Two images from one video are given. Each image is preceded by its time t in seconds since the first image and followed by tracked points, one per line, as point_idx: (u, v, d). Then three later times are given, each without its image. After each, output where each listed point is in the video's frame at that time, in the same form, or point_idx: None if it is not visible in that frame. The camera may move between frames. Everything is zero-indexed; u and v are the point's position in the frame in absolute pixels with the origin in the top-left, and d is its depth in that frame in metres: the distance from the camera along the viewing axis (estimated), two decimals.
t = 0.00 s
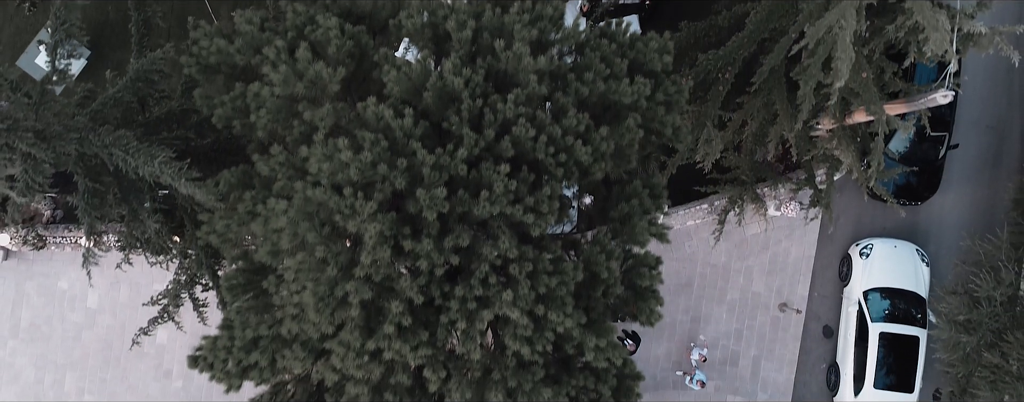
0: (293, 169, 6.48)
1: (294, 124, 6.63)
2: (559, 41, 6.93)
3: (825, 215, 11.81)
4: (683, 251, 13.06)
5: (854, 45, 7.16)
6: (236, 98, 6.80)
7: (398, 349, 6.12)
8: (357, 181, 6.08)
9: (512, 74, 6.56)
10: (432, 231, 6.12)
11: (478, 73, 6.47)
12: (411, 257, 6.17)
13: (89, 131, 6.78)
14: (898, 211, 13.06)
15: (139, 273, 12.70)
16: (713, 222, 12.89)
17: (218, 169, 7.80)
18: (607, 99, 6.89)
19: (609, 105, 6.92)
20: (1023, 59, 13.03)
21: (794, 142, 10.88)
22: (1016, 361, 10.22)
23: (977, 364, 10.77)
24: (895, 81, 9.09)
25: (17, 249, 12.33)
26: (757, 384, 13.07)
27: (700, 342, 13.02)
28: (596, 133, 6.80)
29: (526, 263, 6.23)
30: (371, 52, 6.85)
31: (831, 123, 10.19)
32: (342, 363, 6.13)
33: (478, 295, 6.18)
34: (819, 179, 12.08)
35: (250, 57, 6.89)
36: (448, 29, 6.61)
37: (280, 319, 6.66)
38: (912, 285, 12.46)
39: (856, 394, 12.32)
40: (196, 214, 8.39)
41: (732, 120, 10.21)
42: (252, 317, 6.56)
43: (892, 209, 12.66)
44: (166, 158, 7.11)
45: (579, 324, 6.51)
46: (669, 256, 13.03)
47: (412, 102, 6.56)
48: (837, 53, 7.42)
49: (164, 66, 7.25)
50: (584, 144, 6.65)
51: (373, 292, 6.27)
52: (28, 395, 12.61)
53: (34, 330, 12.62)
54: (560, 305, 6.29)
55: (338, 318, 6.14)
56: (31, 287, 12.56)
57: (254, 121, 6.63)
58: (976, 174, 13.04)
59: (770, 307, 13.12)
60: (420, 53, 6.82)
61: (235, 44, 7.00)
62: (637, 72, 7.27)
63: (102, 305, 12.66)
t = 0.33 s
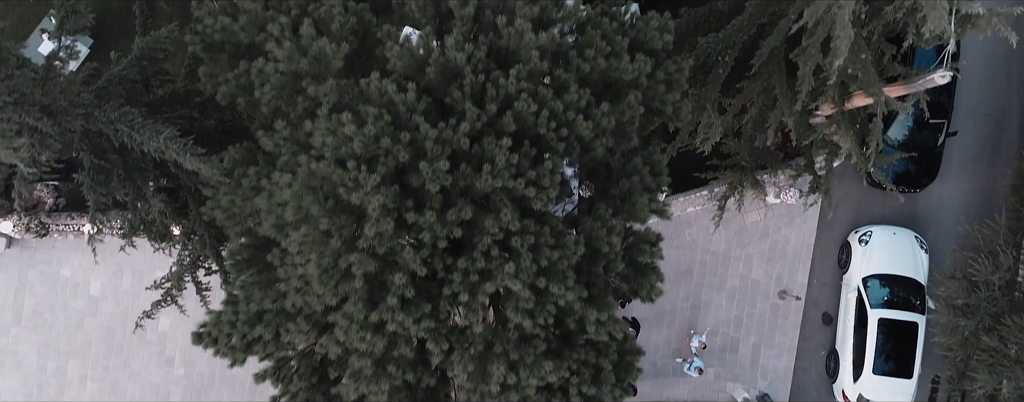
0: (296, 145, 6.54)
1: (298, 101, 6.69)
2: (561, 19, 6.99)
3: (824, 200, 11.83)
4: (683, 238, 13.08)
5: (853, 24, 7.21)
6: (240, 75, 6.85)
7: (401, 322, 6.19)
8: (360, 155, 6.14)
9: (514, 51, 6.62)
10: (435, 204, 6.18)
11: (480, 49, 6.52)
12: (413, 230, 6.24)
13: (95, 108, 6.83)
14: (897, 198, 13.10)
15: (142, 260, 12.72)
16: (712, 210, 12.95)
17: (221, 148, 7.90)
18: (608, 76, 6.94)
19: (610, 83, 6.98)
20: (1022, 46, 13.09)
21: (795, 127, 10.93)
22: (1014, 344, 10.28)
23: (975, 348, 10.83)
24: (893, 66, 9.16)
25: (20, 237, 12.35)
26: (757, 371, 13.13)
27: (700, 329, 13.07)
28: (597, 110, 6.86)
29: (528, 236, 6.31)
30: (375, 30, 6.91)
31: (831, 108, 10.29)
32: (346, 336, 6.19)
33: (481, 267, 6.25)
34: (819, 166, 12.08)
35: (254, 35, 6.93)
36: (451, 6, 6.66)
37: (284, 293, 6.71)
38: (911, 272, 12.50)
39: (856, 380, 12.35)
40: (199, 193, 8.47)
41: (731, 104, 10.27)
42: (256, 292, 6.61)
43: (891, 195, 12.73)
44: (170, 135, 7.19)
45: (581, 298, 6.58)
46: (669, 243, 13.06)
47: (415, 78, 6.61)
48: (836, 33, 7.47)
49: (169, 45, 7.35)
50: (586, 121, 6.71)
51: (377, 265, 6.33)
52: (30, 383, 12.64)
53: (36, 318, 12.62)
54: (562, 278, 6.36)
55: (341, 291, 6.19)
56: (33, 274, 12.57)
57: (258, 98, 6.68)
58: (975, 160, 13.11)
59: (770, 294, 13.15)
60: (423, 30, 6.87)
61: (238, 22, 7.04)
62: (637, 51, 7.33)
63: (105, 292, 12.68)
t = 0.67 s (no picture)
0: (300, 121, 6.60)
1: (302, 77, 6.75)
2: None
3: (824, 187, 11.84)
4: (683, 226, 13.04)
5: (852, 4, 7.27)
6: (244, 53, 6.91)
7: (404, 295, 6.26)
8: (363, 129, 6.19)
9: (516, 28, 6.68)
10: (438, 178, 6.24)
11: (483, 26, 6.58)
12: (416, 204, 6.29)
13: (101, 85, 6.86)
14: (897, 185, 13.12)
15: (144, 248, 12.71)
16: (711, 197, 12.94)
17: (224, 124, 8.01)
18: (610, 54, 7.00)
19: (612, 60, 7.03)
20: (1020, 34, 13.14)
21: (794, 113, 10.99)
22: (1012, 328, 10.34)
23: (974, 332, 10.90)
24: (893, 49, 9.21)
25: (23, 225, 12.35)
26: (757, 358, 13.15)
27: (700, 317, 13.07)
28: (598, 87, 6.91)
29: (530, 210, 6.36)
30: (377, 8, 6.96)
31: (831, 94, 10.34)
32: (349, 309, 6.26)
33: (483, 241, 6.31)
34: (819, 153, 12.08)
35: (258, 13, 6.99)
36: None
37: (288, 269, 6.76)
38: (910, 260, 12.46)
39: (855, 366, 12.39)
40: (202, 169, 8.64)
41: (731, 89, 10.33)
42: (260, 267, 6.65)
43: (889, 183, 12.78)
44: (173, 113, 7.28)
45: (582, 273, 6.64)
46: (669, 231, 13.03)
47: (418, 55, 6.67)
48: (836, 13, 7.52)
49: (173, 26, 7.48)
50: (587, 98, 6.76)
51: (380, 239, 6.39)
52: (34, 371, 12.62)
53: (40, 306, 12.59)
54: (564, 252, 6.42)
55: (345, 264, 6.25)
56: (36, 262, 12.54)
57: (262, 74, 6.73)
58: (973, 148, 13.18)
59: (770, 282, 13.13)
60: (426, 8, 6.93)
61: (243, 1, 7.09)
62: (638, 30, 7.38)
63: (107, 281, 12.66)
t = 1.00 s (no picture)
0: (304, 99, 6.68)
1: (306, 55, 6.82)
2: None
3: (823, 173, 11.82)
4: (683, 214, 13.08)
5: None
6: (249, 31, 6.97)
7: (407, 268, 6.32)
8: (366, 104, 6.24)
9: (517, 6, 6.75)
10: (441, 153, 6.31)
11: (484, 4, 6.65)
12: (419, 179, 6.36)
13: (106, 62, 6.94)
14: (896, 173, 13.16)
15: (147, 237, 12.43)
16: (711, 185, 12.96)
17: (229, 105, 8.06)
18: (609, 33, 7.06)
19: (611, 39, 7.10)
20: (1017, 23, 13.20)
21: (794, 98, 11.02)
22: (1010, 312, 10.41)
23: (972, 317, 10.96)
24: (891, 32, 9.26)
25: (26, 213, 12.05)
26: (757, 346, 13.09)
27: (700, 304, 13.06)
28: (599, 65, 6.96)
29: (532, 185, 6.40)
30: None
31: (830, 79, 10.39)
32: (353, 283, 6.34)
33: (485, 216, 6.37)
34: (819, 139, 12.10)
35: None
36: None
37: (292, 244, 6.81)
38: (909, 249, 12.41)
39: (855, 353, 12.40)
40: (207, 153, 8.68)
41: (730, 73, 10.38)
42: (265, 243, 6.69)
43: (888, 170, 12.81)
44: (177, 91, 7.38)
45: (583, 249, 6.69)
46: (669, 218, 13.08)
47: (420, 32, 6.74)
48: None
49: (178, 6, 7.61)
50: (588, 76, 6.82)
51: (384, 214, 6.46)
52: (36, 359, 12.27)
53: (42, 294, 12.27)
54: (565, 227, 6.49)
55: (349, 238, 6.31)
56: (40, 251, 12.24)
57: (267, 52, 6.81)
58: (972, 136, 13.23)
59: (770, 270, 13.09)
60: None
61: None
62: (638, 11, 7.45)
63: (110, 269, 12.35)
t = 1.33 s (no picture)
0: (308, 76, 6.75)
1: (310, 33, 6.89)
2: None
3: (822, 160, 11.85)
4: (684, 202, 13.09)
5: None
6: (253, 10, 7.03)
7: (410, 243, 6.38)
8: (369, 80, 6.31)
9: None
10: (443, 129, 6.37)
11: None
12: (422, 154, 6.42)
13: (111, 40, 7.02)
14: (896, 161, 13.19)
15: (149, 225, 12.42)
16: (711, 172, 12.94)
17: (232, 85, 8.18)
18: (610, 13, 7.13)
19: (612, 19, 7.17)
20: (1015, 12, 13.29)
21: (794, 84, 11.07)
22: (1008, 296, 10.48)
23: (971, 302, 11.02)
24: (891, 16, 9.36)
25: (29, 201, 12.06)
26: (757, 334, 13.13)
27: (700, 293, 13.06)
28: (600, 45, 7.03)
29: (533, 160, 6.46)
30: None
31: (830, 65, 10.45)
32: (356, 257, 6.40)
33: (487, 191, 6.43)
34: (819, 125, 12.18)
35: None
36: None
37: (296, 221, 6.87)
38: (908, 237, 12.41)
39: (854, 340, 12.43)
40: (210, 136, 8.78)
41: (731, 59, 10.43)
42: (268, 220, 6.74)
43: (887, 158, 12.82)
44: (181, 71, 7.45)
45: (584, 225, 6.75)
46: (669, 207, 13.10)
47: (422, 11, 6.80)
48: None
49: None
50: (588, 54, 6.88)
51: (387, 190, 6.51)
52: (39, 347, 12.28)
53: (45, 282, 12.28)
54: (566, 202, 6.55)
55: (352, 213, 6.37)
56: (43, 239, 12.25)
57: (271, 31, 6.87)
58: (970, 124, 13.30)
59: (769, 258, 13.11)
60: None
61: None
62: None
63: (112, 257, 12.36)
